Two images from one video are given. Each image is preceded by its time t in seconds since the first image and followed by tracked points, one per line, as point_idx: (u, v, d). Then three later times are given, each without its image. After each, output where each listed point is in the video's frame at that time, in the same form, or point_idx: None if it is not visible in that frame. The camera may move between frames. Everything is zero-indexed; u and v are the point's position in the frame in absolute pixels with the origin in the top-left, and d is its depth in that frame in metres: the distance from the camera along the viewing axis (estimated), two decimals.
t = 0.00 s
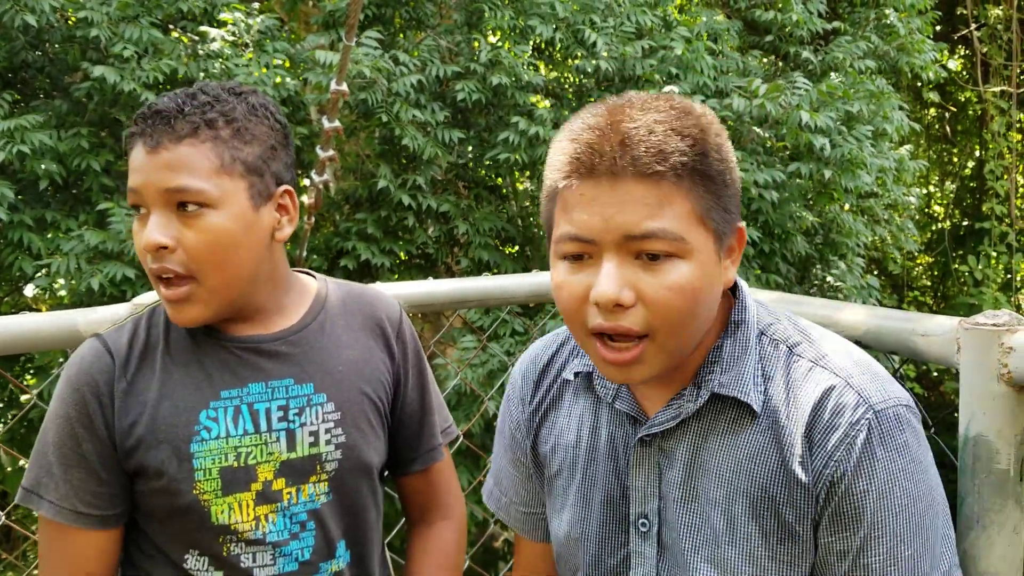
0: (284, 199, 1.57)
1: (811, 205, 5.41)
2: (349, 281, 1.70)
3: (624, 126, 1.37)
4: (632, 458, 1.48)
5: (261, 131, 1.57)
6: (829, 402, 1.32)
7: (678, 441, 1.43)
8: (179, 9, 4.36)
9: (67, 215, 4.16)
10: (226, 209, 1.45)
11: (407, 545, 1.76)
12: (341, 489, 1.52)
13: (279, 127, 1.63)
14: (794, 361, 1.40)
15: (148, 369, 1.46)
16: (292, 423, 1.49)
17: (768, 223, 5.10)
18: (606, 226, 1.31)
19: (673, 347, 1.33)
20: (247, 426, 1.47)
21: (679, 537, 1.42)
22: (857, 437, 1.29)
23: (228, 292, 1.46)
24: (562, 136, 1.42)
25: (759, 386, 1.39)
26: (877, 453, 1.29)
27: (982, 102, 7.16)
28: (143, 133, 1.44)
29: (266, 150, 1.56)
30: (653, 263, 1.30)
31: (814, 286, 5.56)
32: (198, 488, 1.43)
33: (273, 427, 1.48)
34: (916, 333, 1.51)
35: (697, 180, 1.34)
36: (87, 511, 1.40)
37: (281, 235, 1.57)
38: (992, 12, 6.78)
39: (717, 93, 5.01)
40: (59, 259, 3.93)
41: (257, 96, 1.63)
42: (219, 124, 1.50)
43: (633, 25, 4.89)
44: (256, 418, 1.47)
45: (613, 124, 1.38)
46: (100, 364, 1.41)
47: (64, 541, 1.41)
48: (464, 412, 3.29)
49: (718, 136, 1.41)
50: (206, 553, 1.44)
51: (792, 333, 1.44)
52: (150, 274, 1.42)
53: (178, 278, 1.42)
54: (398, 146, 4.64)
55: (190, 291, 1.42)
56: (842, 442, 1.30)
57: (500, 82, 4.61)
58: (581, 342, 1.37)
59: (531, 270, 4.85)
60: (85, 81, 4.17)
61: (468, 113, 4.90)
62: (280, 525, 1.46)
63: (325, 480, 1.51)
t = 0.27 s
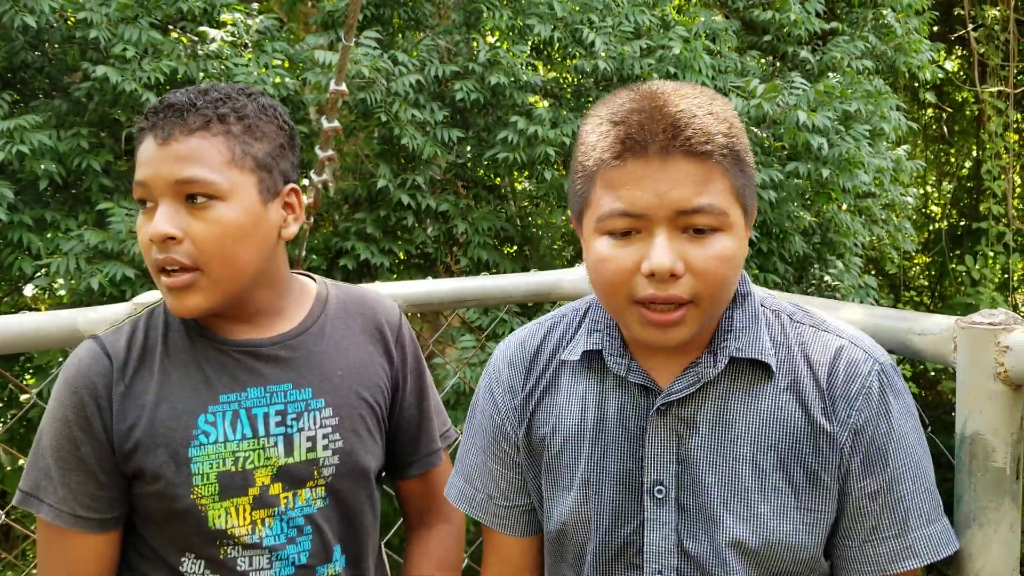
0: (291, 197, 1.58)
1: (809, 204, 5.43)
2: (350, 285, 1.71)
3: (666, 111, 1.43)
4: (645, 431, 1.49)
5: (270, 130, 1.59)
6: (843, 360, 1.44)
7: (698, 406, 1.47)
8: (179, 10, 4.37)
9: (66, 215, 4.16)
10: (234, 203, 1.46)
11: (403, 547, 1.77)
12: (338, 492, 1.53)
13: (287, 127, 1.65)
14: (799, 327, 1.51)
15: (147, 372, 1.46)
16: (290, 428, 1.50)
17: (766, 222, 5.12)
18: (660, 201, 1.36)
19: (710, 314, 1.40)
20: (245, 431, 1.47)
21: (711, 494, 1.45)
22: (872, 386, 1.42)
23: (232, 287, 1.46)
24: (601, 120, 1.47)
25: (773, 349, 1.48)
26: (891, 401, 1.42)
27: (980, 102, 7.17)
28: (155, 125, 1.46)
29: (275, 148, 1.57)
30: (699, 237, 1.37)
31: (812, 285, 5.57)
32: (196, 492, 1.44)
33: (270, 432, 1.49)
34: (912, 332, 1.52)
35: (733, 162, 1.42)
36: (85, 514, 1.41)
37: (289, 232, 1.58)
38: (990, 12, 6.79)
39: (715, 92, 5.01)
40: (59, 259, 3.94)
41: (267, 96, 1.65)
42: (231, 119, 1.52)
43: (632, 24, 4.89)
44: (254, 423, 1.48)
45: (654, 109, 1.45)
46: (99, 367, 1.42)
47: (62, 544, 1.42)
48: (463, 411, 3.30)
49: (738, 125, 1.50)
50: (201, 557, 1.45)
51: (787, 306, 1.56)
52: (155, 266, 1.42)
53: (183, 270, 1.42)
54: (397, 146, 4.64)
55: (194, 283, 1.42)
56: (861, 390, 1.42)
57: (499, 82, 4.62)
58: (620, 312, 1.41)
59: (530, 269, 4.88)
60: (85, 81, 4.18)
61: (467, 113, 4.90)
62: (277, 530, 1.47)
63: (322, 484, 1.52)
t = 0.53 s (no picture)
0: (284, 193, 1.58)
1: (810, 203, 5.42)
2: (346, 283, 1.71)
3: (674, 100, 1.46)
4: (649, 422, 1.49)
5: (264, 124, 1.59)
6: (837, 344, 1.47)
7: (700, 395, 1.48)
8: (179, 8, 4.36)
9: (67, 213, 4.16)
10: (227, 199, 1.45)
11: (400, 545, 1.77)
12: (334, 489, 1.53)
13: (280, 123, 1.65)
14: (791, 315, 1.53)
15: (140, 370, 1.46)
16: (284, 425, 1.50)
17: (767, 221, 5.11)
18: (674, 185, 1.37)
19: (720, 299, 1.40)
20: (239, 428, 1.47)
21: (717, 480, 1.45)
22: (867, 368, 1.44)
23: (225, 282, 1.46)
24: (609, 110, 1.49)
25: (770, 336, 1.50)
26: (886, 383, 1.45)
27: (981, 100, 7.17)
28: (147, 122, 1.46)
29: (268, 142, 1.57)
30: (710, 221, 1.38)
31: (813, 283, 5.56)
32: (189, 490, 1.44)
33: (265, 429, 1.49)
34: (913, 328, 1.52)
35: (738, 151, 1.45)
36: (78, 513, 1.41)
37: (282, 228, 1.57)
38: (991, 11, 6.78)
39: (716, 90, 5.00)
40: (59, 257, 3.93)
41: (259, 92, 1.65)
42: (224, 114, 1.52)
43: (633, 22, 4.89)
44: (248, 420, 1.48)
45: (662, 98, 1.47)
46: (90, 365, 1.43)
47: (54, 543, 1.42)
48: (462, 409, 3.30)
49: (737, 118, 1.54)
50: (196, 556, 1.45)
51: (777, 295, 1.58)
52: (148, 263, 1.42)
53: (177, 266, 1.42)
54: (398, 144, 4.64)
55: (188, 279, 1.42)
56: (856, 373, 1.45)
57: (499, 80, 4.62)
58: (630, 297, 1.39)
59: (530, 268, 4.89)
60: (85, 79, 4.18)
61: (467, 111, 4.90)
62: (272, 528, 1.47)
63: (318, 482, 1.51)
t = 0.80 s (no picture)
0: (269, 189, 1.57)
1: (813, 201, 5.41)
2: (345, 279, 1.71)
3: (672, 99, 1.45)
4: (655, 419, 1.49)
5: (241, 122, 1.57)
6: (847, 335, 1.47)
7: (705, 391, 1.47)
8: (182, 6, 4.37)
9: (70, 212, 4.16)
10: (210, 201, 1.44)
11: (404, 542, 1.77)
12: (334, 486, 1.53)
13: (262, 119, 1.63)
14: (801, 309, 1.53)
15: (138, 371, 1.46)
16: (284, 423, 1.50)
17: (770, 220, 5.11)
18: (678, 186, 1.36)
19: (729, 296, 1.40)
20: (238, 426, 1.47)
21: (724, 475, 1.45)
22: (877, 359, 1.44)
23: (216, 284, 1.45)
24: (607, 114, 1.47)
25: (777, 330, 1.49)
26: (897, 374, 1.45)
27: (984, 99, 7.16)
28: (124, 131, 1.46)
29: (247, 140, 1.55)
30: (716, 218, 1.38)
31: (815, 282, 5.55)
32: (189, 489, 1.44)
33: (264, 427, 1.49)
34: (917, 327, 1.52)
35: (737, 146, 1.44)
36: (81, 513, 1.42)
37: (269, 225, 1.56)
38: (994, 10, 6.77)
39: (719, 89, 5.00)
40: (62, 256, 3.94)
41: (236, 88, 1.62)
42: (199, 116, 1.50)
43: (636, 21, 4.88)
44: (247, 419, 1.48)
45: (658, 97, 1.46)
46: (90, 366, 1.43)
47: (58, 546, 1.42)
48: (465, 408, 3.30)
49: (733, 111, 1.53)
50: (199, 553, 1.45)
51: (784, 290, 1.58)
52: (139, 270, 1.42)
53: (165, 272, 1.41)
54: (400, 143, 4.65)
55: (178, 284, 1.42)
56: (867, 364, 1.45)
57: (502, 79, 4.62)
58: (640, 301, 1.39)
59: (533, 267, 4.90)
60: (88, 79, 4.18)
61: (470, 110, 4.90)
62: (273, 526, 1.47)
63: (318, 479, 1.51)
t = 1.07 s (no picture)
0: (262, 191, 1.57)
1: (818, 202, 5.40)
2: (345, 279, 1.71)
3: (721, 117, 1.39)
4: (666, 420, 1.49)
5: (232, 123, 1.57)
6: (851, 315, 1.46)
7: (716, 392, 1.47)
8: (187, 7, 4.38)
9: (75, 212, 4.16)
10: (204, 205, 1.44)
11: (409, 542, 1.77)
12: (337, 487, 1.53)
13: (251, 119, 1.63)
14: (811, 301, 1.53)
15: (140, 376, 1.46)
16: (286, 424, 1.50)
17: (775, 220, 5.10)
18: (731, 216, 1.31)
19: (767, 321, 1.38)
20: (240, 428, 1.47)
21: (732, 477, 1.43)
22: (880, 329, 1.41)
23: (214, 289, 1.45)
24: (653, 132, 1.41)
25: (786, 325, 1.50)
26: (900, 339, 1.39)
27: (989, 99, 7.15)
28: (114, 137, 1.44)
29: (238, 142, 1.55)
30: (763, 247, 1.33)
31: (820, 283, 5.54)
32: (192, 492, 1.44)
33: (266, 429, 1.49)
34: (923, 328, 1.52)
35: (778, 165, 1.41)
36: (86, 517, 1.42)
37: (264, 225, 1.56)
38: (999, 10, 6.75)
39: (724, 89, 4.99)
40: (67, 256, 3.95)
41: (226, 90, 1.63)
42: (189, 119, 1.50)
43: (640, 21, 4.88)
44: (249, 421, 1.48)
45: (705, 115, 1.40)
46: (92, 372, 1.43)
47: (63, 549, 1.42)
48: (469, 409, 3.30)
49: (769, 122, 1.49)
50: (204, 555, 1.45)
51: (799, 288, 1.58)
52: (138, 278, 1.42)
53: (163, 279, 1.41)
54: (404, 144, 4.65)
55: (178, 293, 1.42)
56: (869, 335, 1.41)
57: (507, 79, 4.62)
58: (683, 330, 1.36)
59: (537, 267, 4.90)
60: (93, 79, 4.20)
61: (474, 111, 4.90)
62: (277, 527, 1.47)
63: (321, 479, 1.51)
